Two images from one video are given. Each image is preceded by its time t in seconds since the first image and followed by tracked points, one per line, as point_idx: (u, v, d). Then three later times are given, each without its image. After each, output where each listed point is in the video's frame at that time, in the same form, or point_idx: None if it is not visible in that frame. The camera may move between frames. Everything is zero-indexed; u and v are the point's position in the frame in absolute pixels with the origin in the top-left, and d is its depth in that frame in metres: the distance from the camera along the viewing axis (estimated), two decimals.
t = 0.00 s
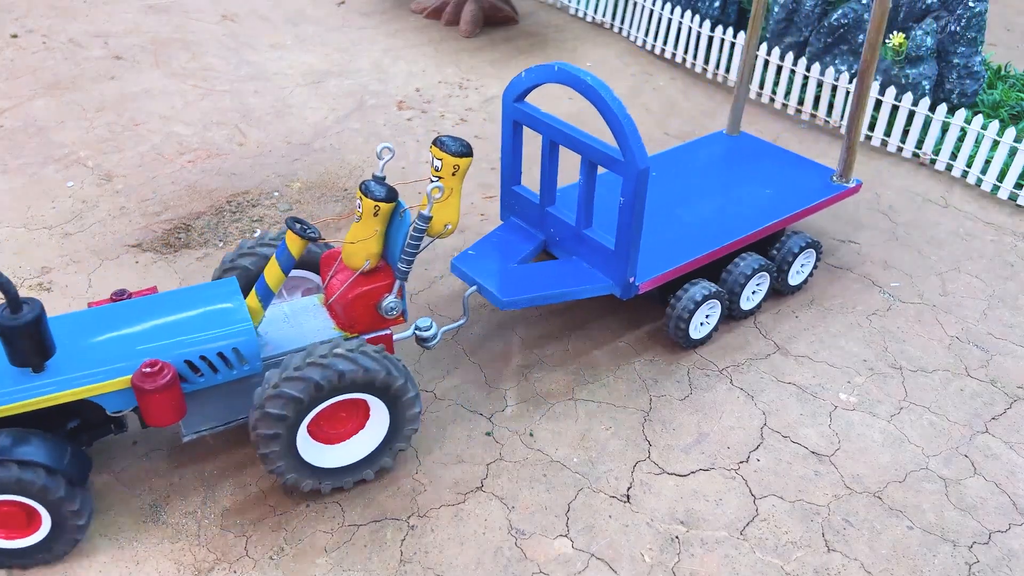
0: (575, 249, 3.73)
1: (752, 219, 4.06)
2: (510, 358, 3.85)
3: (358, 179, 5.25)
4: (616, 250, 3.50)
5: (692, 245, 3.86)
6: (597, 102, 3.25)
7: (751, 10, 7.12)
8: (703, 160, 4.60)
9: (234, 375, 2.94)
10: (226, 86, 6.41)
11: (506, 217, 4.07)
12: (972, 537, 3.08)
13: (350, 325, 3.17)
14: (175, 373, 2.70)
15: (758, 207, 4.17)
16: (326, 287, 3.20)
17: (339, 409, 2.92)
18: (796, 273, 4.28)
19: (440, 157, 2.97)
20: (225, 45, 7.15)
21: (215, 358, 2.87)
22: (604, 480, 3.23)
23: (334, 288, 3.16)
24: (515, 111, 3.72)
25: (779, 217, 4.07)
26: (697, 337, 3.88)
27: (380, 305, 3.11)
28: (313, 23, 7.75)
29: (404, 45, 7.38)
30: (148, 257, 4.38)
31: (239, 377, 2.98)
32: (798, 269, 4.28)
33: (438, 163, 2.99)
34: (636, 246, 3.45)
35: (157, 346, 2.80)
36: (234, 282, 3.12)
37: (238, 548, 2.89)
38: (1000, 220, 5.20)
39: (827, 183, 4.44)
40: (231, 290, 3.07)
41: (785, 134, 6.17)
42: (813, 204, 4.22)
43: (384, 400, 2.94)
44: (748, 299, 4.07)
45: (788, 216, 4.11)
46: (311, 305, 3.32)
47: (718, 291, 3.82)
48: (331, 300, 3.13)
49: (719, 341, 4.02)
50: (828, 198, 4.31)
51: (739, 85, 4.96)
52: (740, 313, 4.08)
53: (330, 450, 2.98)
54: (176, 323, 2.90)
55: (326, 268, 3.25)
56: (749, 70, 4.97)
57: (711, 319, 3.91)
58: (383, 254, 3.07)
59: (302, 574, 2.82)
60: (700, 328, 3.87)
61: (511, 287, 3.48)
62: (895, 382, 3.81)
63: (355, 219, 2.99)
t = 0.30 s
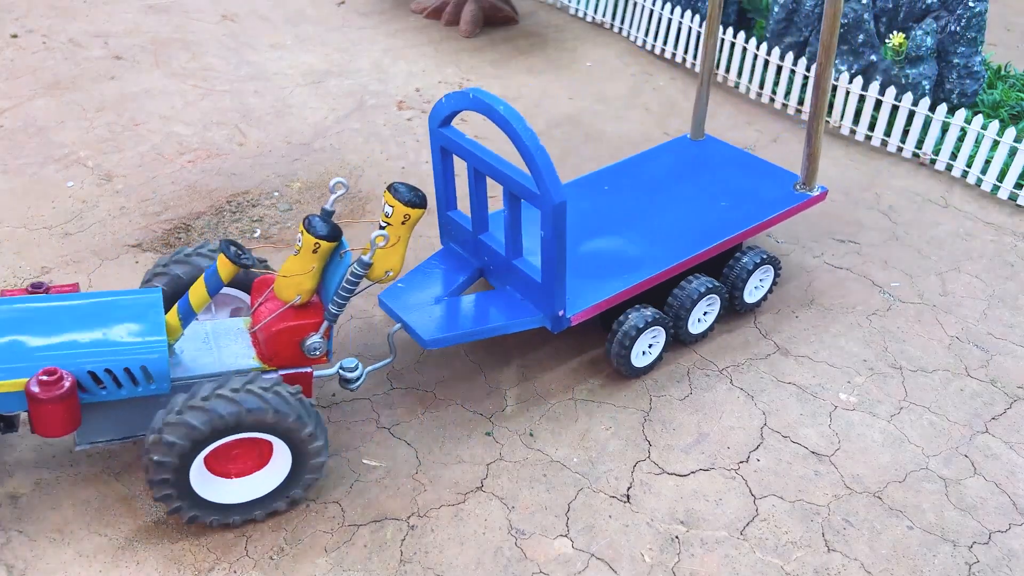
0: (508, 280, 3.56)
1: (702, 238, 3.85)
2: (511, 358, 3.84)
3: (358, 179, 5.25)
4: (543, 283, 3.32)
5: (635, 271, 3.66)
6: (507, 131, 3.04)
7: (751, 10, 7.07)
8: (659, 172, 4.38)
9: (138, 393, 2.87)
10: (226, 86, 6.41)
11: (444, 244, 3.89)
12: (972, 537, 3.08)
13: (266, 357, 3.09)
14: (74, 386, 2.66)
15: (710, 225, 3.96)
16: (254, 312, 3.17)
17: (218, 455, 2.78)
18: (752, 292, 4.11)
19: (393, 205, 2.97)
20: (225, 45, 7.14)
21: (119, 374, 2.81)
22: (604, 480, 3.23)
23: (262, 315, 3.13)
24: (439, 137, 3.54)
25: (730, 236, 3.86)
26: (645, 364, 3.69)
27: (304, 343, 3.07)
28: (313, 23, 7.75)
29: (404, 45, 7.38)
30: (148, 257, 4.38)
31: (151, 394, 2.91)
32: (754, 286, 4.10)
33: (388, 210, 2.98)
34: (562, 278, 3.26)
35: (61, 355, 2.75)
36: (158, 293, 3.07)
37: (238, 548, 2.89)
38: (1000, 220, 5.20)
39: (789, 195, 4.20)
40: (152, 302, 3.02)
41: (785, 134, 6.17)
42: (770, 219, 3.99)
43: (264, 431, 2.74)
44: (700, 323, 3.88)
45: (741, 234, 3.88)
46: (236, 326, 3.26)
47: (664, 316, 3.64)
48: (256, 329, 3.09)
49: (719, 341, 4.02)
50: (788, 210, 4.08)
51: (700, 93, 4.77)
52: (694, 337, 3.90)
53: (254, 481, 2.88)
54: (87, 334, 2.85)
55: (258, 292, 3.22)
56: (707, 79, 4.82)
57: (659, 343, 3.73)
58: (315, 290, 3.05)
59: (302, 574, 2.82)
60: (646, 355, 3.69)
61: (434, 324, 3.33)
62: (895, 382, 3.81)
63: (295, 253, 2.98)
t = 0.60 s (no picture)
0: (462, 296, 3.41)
1: (667, 254, 3.68)
2: (511, 357, 3.84)
3: (358, 179, 5.25)
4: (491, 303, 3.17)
5: (593, 288, 3.50)
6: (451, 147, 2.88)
7: (751, 10, 7.09)
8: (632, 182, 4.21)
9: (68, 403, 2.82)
10: (226, 86, 6.41)
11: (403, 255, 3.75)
12: (972, 537, 3.08)
13: (205, 373, 2.99)
14: None
15: (677, 239, 3.78)
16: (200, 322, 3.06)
17: (142, 472, 2.73)
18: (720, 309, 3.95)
19: (340, 225, 2.77)
20: (225, 45, 7.15)
21: (48, 384, 2.75)
22: (604, 480, 3.23)
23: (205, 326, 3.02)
24: (392, 148, 3.38)
25: (695, 252, 3.68)
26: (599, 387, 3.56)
27: (243, 360, 2.96)
28: (313, 23, 7.75)
29: (404, 45, 7.38)
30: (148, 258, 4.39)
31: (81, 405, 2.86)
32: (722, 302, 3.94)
33: (336, 230, 2.80)
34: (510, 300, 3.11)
35: None
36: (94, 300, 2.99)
37: (238, 548, 2.89)
38: (1000, 220, 5.20)
39: (763, 207, 4.03)
40: (88, 310, 2.94)
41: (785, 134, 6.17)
42: (739, 233, 3.81)
43: (183, 449, 2.63)
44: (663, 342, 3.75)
45: (709, 250, 3.71)
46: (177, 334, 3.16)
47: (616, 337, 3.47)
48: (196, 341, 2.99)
49: (720, 341, 4.02)
50: (760, 225, 3.89)
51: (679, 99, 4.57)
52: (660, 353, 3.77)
53: (184, 500, 2.81)
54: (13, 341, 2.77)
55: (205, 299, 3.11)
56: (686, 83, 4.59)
57: (616, 364, 3.58)
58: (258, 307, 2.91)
59: (302, 574, 2.82)
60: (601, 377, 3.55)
61: (378, 343, 3.19)
62: (895, 382, 3.81)
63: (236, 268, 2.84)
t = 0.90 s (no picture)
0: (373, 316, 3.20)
1: (598, 282, 3.46)
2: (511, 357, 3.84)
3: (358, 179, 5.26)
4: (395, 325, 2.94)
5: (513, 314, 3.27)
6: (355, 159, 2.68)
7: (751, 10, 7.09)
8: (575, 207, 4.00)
9: None
10: (226, 86, 6.41)
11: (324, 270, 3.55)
12: (972, 537, 3.08)
13: (79, 387, 2.80)
14: None
15: (612, 266, 3.57)
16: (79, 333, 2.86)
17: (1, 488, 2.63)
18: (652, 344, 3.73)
19: (212, 229, 2.58)
20: (225, 45, 7.15)
21: None
22: (604, 480, 3.23)
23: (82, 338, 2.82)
24: (310, 158, 3.19)
25: (627, 281, 3.46)
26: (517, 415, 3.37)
27: (117, 374, 2.77)
28: (313, 23, 7.75)
29: (404, 45, 7.39)
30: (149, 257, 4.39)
31: None
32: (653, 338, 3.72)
33: (211, 234, 2.60)
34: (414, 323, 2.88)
35: None
36: None
37: (238, 548, 2.89)
38: (1000, 220, 5.20)
39: (706, 238, 3.79)
40: None
41: (785, 134, 6.17)
42: (677, 266, 3.59)
43: (27, 464, 2.51)
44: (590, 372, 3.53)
45: (643, 280, 3.48)
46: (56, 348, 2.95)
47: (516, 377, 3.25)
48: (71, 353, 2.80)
49: (720, 340, 4.02)
50: (702, 257, 3.67)
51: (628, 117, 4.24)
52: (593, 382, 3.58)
53: (45, 519, 2.68)
54: None
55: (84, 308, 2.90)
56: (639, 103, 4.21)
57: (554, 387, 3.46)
58: (134, 317, 2.72)
59: (302, 574, 2.82)
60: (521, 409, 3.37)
61: (274, 362, 2.96)
62: (895, 382, 3.81)
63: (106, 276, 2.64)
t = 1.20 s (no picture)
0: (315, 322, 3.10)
1: (551, 303, 3.33)
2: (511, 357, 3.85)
3: (358, 179, 5.26)
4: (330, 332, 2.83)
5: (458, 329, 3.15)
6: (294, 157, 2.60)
7: (751, 10, 7.09)
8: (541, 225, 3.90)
9: None
10: (226, 86, 6.41)
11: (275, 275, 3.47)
12: (972, 537, 3.08)
13: None
14: None
15: (568, 287, 3.44)
16: None
17: None
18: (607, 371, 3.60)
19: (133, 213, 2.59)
20: (225, 45, 7.15)
21: None
22: (604, 480, 3.23)
23: None
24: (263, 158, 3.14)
25: (580, 304, 3.32)
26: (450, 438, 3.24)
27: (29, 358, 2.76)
28: (313, 23, 7.76)
29: (404, 45, 7.39)
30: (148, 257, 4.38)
31: None
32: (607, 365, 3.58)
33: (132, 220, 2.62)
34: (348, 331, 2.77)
35: None
36: None
37: (238, 548, 2.88)
38: (1000, 220, 5.20)
39: (669, 265, 3.65)
40: None
41: (785, 134, 6.17)
42: (635, 292, 3.45)
43: None
44: (539, 394, 3.42)
45: (596, 302, 3.35)
46: None
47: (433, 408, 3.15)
48: None
49: (720, 340, 4.02)
50: (662, 284, 3.52)
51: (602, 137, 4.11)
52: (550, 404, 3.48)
53: None
54: None
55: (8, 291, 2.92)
56: (613, 122, 4.07)
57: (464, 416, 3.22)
58: (53, 301, 2.73)
59: (302, 574, 2.82)
60: (459, 428, 3.25)
61: (204, 362, 2.85)
62: (895, 382, 3.81)
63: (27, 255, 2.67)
